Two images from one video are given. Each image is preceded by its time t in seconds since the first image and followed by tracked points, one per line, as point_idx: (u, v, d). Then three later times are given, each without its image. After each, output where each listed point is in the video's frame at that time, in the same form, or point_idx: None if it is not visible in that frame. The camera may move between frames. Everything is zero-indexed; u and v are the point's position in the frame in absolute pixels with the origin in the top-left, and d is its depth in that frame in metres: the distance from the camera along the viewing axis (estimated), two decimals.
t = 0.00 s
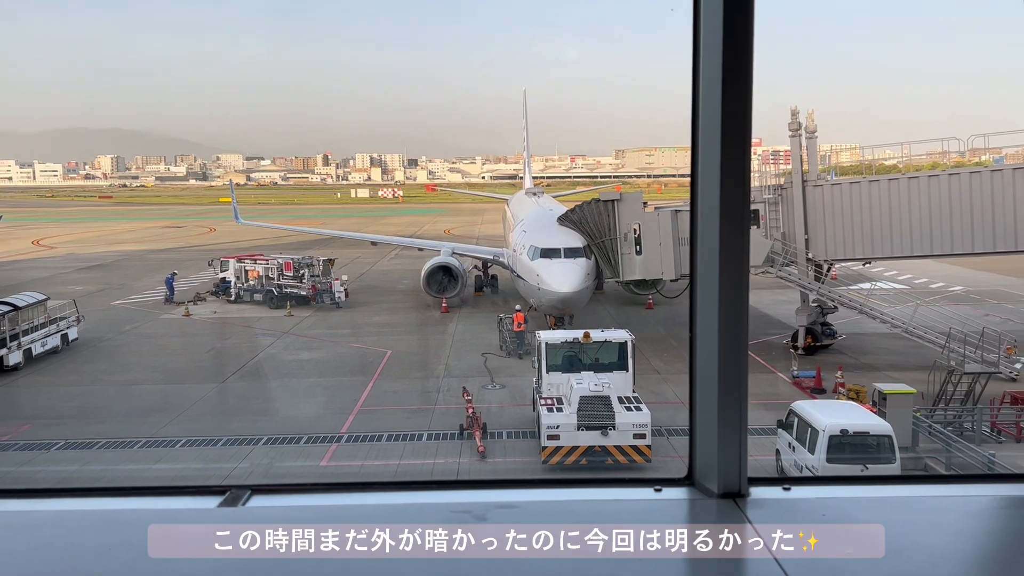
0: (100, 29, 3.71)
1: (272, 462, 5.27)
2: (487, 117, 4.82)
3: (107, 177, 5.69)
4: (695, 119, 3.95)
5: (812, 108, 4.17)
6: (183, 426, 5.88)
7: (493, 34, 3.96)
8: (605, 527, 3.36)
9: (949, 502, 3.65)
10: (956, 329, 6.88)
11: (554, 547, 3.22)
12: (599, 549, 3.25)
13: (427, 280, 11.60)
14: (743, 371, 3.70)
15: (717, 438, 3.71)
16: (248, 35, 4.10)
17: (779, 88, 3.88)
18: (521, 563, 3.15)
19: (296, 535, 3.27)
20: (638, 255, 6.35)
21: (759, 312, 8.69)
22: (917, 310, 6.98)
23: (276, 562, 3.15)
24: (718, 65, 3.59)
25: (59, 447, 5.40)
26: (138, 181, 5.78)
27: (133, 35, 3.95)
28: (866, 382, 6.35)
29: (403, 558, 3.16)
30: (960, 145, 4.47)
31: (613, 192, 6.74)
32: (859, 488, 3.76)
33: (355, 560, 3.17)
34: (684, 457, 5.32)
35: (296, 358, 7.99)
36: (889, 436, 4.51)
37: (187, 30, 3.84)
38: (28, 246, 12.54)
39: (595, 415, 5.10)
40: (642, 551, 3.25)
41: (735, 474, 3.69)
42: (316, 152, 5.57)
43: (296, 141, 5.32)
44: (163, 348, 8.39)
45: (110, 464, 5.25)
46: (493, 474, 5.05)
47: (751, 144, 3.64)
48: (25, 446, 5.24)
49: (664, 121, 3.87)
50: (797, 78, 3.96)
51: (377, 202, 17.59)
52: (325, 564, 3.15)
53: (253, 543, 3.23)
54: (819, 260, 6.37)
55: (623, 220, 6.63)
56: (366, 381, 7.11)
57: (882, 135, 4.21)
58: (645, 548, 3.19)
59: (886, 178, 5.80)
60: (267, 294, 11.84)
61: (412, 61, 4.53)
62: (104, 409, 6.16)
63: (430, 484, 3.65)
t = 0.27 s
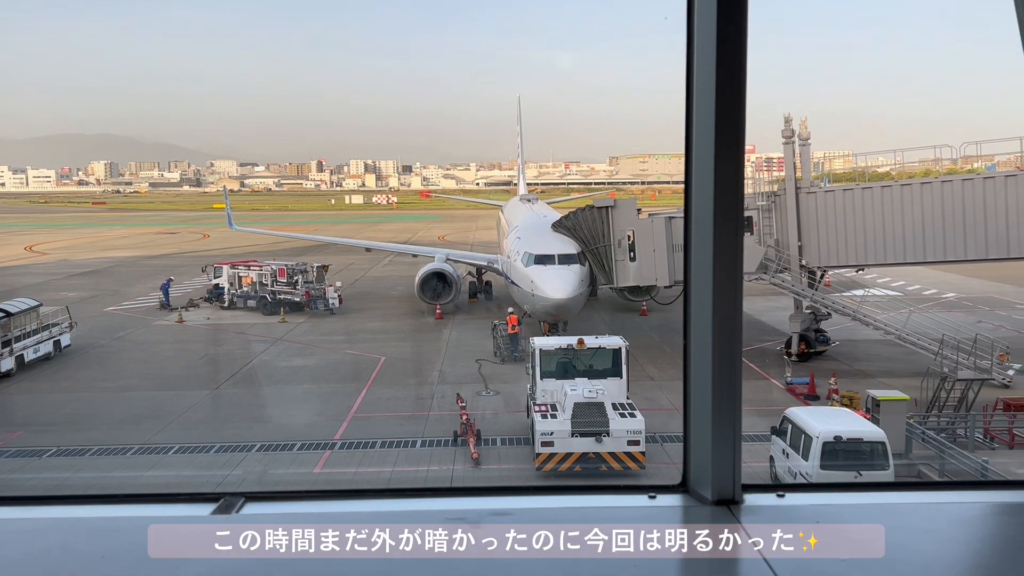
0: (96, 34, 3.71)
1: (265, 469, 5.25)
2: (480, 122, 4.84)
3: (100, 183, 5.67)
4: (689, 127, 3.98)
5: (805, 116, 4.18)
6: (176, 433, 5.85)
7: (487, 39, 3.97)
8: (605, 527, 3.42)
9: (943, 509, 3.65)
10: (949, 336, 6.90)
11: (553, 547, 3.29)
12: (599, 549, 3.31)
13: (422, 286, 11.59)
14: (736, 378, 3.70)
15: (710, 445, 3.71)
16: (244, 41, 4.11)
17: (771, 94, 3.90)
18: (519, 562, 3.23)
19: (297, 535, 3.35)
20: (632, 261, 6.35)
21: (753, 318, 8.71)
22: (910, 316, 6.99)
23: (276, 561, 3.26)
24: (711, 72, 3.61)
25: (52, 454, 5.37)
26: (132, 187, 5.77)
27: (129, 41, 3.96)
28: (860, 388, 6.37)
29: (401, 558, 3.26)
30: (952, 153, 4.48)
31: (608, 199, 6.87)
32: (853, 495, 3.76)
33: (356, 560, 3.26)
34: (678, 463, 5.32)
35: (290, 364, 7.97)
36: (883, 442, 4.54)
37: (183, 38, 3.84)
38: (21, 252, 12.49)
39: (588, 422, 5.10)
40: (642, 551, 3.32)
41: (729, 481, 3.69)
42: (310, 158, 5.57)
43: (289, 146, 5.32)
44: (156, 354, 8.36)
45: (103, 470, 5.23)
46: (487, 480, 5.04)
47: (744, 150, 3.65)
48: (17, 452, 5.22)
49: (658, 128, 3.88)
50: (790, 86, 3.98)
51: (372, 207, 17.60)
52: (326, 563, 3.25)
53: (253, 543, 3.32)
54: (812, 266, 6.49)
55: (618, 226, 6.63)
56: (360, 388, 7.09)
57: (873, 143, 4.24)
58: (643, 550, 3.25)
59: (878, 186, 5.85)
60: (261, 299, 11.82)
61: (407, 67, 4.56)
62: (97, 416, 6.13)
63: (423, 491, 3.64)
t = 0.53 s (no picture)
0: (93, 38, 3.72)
1: (261, 474, 5.23)
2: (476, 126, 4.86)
3: (96, 188, 5.67)
4: (685, 133, 3.99)
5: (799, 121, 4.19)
6: (172, 438, 5.83)
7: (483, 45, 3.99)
8: (605, 527, 3.46)
9: (940, 514, 3.64)
10: (945, 341, 6.91)
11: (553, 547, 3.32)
12: (599, 549, 3.34)
13: (418, 291, 11.59)
14: (733, 383, 3.70)
15: (707, 450, 3.71)
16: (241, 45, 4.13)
17: (768, 99, 3.90)
18: (520, 562, 3.26)
19: (297, 535, 3.37)
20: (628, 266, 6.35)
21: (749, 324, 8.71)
22: (906, 321, 7.00)
23: (276, 562, 3.28)
24: (708, 77, 3.61)
25: (46, 459, 5.34)
26: (128, 192, 5.78)
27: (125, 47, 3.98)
28: (856, 394, 6.37)
29: (402, 558, 3.29)
30: (947, 158, 4.50)
31: (604, 204, 6.79)
32: (850, 500, 3.75)
33: (357, 559, 3.30)
34: (675, 469, 5.31)
35: (286, 370, 7.96)
36: (879, 447, 4.52)
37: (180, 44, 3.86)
38: (16, 257, 12.47)
39: (584, 428, 5.09)
40: (642, 551, 3.36)
41: (726, 487, 3.69)
42: (307, 163, 5.58)
43: (286, 150, 5.33)
44: (152, 360, 8.34)
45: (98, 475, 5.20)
46: (483, 486, 5.02)
47: (740, 156, 3.65)
48: (12, 458, 5.19)
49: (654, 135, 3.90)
50: (786, 92, 4.00)
51: (369, 213, 17.63)
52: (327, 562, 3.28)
53: (253, 543, 3.35)
54: (808, 272, 6.47)
55: (614, 231, 6.64)
56: (356, 393, 7.08)
57: (868, 148, 4.25)
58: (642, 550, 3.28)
59: (873, 192, 5.86)
60: (258, 305, 11.80)
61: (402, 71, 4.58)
62: (93, 421, 6.11)
63: (420, 496, 3.63)
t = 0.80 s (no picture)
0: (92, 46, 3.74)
1: (258, 480, 5.22)
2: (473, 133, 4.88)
3: (93, 194, 5.67)
4: (683, 139, 4.00)
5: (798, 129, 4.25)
6: (168, 444, 5.82)
7: (479, 51, 4.02)
8: (606, 527, 3.51)
9: (938, 521, 3.64)
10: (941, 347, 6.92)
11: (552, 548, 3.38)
12: (599, 549, 3.41)
13: (416, 297, 11.58)
14: (730, 388, 3.71)
15: (705, 456, 3.71)
16: (238, 52, 4.15)
17: (765, 106, 3.91)
18: (519, 562, 3.34)
19: (297, 535, 3.45)
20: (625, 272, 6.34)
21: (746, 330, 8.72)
22: (903, 327, 7.01)
23: (277, 561, 3.36)
24: (706, 85, 3.61)
25: (42, 465, 5.31)
26: (124, 198, 5.78)
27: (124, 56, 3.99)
28: (853, 400, 6.37)
29: (402, 558, 3.36)
30: (943, 165, 4.51)
31: (602, 211, 6.78)
32: (848, 507, 3.75)
33: (358, 560, 3.36)
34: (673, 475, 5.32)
35: (282, 375, 7.94)
36: (876, 453, 4.52)
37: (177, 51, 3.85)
38: (13, 262, 12.44)
39: (581, 434, 5.09)
40: (642, 551, 3.42)
41: (723, 492, 3.69)
42: (303, 169, 5.58)
43: (283, 157, 5.34)
44: (148, 366, 8.31)
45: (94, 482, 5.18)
46: (479, 492, 5.01)
47: (738, 163, 3.65)
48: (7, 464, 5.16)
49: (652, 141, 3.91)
50: (783, 99, 4.00)
51: (367, 219, 17.65)
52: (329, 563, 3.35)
53: (253, 543, 3.40)
54: (804, 278, 6.48)
55: (611, 237, 6.64)
56: (352, 399, 7.07)
57: (863, 155, 4.26)
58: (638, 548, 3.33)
59: (871, 198, 5.90)
60: (255, 310, 11.79)
61: (400, 76, 4.60)
62: (89, 428, 6.08)
63: (417, 502, 3.62)
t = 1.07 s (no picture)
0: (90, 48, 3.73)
1: (257, 485, 5.21)
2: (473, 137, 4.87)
3: (92, 199, 5.67)
4: (682, 143, 4.00)
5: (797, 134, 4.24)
6: (167, 449, 5.81)
7: (478, 54, 4.01)
8: (606, 527, 3.55)
9: (937, 526, 3.63)
10: (941, 351, 6.91)
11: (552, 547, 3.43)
12: (599, 549, 3.45)
13: (415, 301, 11.58)
14: (729, 394, 3.71)
15: (704, 460, 3.71)
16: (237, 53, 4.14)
17: (764, 110, 3.90)
18: (519, 562, 3.37)
19: (298, 535, 3.46)
20: (625, 277, 6.34)
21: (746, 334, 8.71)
22: (903, 332, 7.00)
23: (277, 561, 3.37)
24: (704, 90, 3.62)
25: (41, 470, 5.31)
26: (124, 203, 5.79)
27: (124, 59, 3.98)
28: (852, 404, 6.36)
29: (402, 557, 3.40)
30: (943, 169, 4.49)
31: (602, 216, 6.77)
32: (848, 511, 3.75)
33: (360, 560, 3.39)
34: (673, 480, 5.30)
35: (281, 380, 7.93)
36: (875, 458, 4.50)
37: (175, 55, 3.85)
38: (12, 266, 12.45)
39: (581, 438, 5.10)
40: (642, 551, 3.46)
41: (722, 497, 3.69)
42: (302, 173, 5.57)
43: (281, 162, 5.33)
44: (148, 370, 8.31)
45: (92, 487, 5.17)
46: (478, 497, 5.01)
47: (737, 167, 3.66)
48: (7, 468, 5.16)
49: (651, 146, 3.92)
50: (782, 103, 4.01)
51: (367, 223, 17.65)
52: (330, 564, 3.36)
53: (253, 543, 3.41)
54: (804, 282, 6.47)
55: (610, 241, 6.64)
56: (352, 404, 7.06)
57: (862, 159, 4.26)
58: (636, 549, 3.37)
59: (869, 202, 5.82)
60: (254, 314, 11.78)
61: (399, 80, 4.60)
62: (88, 432, 6.07)
63: (416, 507, 3.62)
